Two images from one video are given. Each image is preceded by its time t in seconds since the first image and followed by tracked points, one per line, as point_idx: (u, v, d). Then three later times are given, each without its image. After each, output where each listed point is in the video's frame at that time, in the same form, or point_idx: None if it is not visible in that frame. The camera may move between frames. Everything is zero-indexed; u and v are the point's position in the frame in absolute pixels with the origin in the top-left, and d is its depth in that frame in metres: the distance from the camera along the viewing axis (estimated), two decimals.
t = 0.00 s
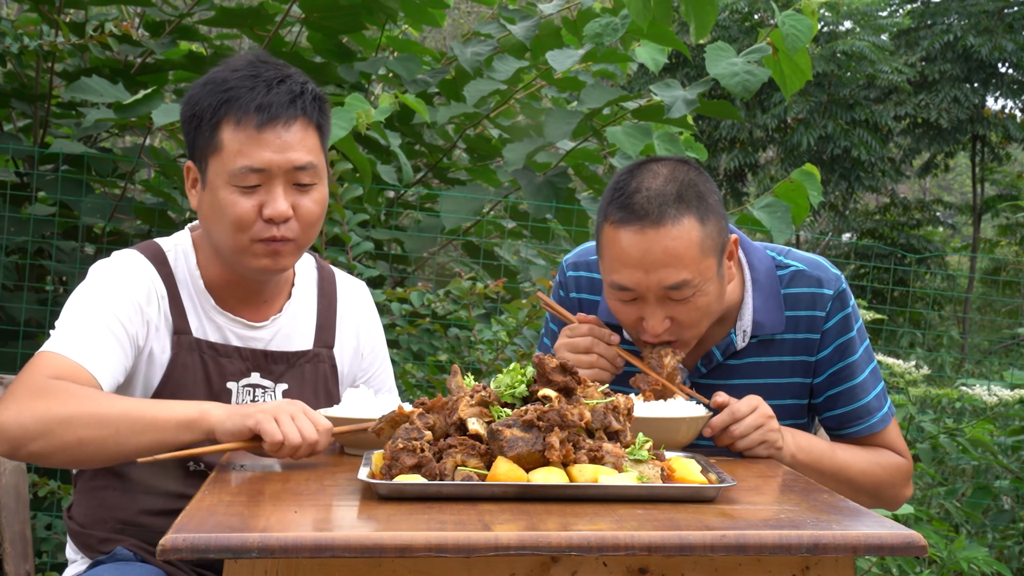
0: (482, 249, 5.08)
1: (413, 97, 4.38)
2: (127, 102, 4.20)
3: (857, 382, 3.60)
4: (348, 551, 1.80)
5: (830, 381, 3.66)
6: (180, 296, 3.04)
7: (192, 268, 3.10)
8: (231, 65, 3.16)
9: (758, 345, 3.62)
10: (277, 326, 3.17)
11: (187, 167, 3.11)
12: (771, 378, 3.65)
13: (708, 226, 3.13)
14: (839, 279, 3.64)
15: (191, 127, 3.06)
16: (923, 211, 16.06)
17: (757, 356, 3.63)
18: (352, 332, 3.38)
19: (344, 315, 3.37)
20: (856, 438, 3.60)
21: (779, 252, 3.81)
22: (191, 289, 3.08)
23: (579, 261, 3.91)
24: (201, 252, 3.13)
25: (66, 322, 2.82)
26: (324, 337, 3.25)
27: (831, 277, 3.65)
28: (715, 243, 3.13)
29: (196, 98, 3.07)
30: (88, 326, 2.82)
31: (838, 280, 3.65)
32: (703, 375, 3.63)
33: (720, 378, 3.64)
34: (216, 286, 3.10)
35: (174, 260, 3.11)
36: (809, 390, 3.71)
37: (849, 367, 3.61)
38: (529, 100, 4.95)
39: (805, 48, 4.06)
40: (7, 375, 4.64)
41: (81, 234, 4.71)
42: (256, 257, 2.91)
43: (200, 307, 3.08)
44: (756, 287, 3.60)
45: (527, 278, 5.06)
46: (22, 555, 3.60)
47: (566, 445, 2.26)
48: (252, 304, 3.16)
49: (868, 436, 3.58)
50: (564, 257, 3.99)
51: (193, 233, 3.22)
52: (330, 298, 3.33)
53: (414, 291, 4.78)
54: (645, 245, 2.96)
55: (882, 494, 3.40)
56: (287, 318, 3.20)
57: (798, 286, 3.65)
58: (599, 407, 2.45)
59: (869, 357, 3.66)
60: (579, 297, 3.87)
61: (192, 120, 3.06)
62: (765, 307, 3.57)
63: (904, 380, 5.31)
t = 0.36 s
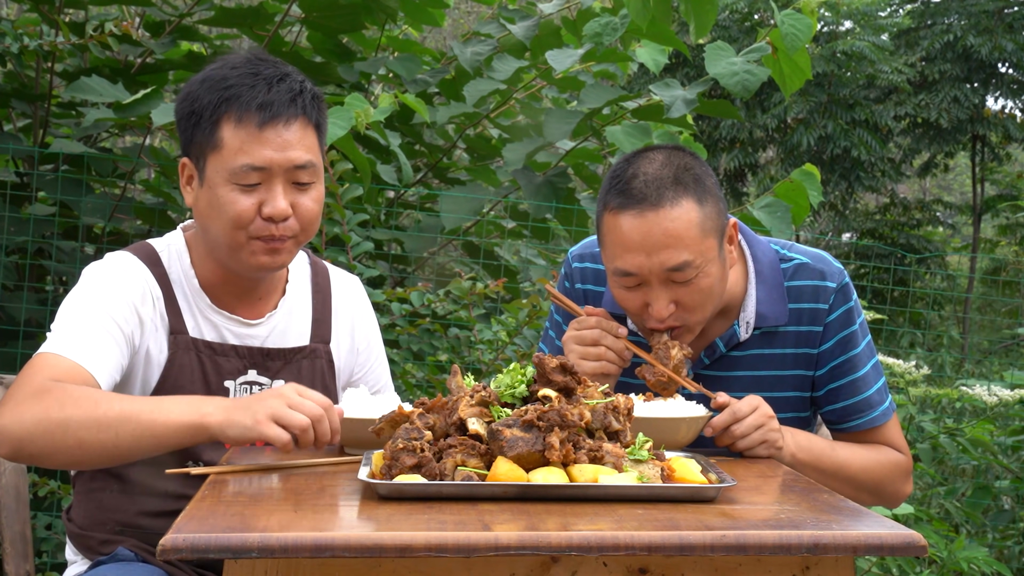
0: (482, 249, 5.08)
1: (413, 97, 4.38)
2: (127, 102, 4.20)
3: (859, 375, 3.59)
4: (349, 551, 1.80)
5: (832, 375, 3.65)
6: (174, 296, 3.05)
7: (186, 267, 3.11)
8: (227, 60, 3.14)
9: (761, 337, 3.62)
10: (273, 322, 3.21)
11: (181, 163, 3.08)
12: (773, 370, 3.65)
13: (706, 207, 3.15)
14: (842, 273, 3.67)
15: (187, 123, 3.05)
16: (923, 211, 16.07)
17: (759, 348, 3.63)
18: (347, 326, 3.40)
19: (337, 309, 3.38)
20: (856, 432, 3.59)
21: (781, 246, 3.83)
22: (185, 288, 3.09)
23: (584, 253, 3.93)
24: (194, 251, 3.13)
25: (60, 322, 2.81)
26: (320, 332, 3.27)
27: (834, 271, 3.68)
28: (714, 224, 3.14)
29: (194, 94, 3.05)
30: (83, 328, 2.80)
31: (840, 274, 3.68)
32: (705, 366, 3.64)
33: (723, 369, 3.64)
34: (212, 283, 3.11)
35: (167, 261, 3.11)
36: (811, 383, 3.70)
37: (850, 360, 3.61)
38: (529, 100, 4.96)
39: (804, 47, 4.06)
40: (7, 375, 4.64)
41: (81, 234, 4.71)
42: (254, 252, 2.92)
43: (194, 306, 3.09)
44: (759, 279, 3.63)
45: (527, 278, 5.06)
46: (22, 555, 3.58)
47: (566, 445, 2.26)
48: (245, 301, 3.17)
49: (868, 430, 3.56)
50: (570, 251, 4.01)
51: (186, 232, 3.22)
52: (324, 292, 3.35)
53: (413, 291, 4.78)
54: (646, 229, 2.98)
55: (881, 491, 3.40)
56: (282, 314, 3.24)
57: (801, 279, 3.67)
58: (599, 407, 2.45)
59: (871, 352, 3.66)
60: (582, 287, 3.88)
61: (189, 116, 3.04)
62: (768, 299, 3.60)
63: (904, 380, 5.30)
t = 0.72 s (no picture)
0: (482, 249, 5.07)
1: (413, 97, 4.38)
2: (127, 102, 4.20)
3: (861, 361, 3.59)
4: (349, 551, 1.80)
5: (834, 360, 3.65)
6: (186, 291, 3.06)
7: (200, 260, 3.13)
8: (264, 61, 3.18)
9: (766, 322, 3.62)
10: (280, 321, 3.22)
11: (208, 156, 3.12)
12: (776, 357, 3.64)
13: (721, 185, 3.18)
14: (845, 260, 3.69)
15: (219, 116, 3.07)
16: (923, 211, 16.07)
17: (764, 333, 3.63)
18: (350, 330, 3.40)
19: (343, 311, 3.40)
20: (856, 417, 3.59)
21: (787, 234, 3.85)
22: (196, 282, 3.10)
23: (583, 247, 3.94)
24: (207, 246, 3.15)
25: (97, 287, 2.83)
26: (326, 334, 3.31)
27: (837, 258, 3.70)
28: (728, 203, 3.17)
29: (228, 88, 3.08)
30: (127, 290, 2.83)
31: (844, 261, 3.70)
32: (710, 352, 3.62)
33: (727, 355, 3.63)
34: (222, 277, 3.13)
35: (181, 254, 3.12)
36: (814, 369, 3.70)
37: (853, 346, 3.61)
38: (529, 100, 4.97)
39: (804, 47, 4.06)
40: (7, 375, 4.64)
41: (81, 234, 4.71)
42: (272, 249, 2.94)
43: (205, 300, 3.10)
44: (764, 264, 3.64)
45: (527, 278, 5.06)
46: (22, 555, 3.39)
47: (566, 445, 2.27)
48: (255, 297, 3.19)
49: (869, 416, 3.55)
50: (567, 247, 4.02)
51: (196, 228, 3.24)
52: (329, 294, 3.37)
53: (414, 291, 4.78)
54: (660, 200, 3.02)
55: (882, 484, 3.37)
56: (289, 314, 3.25)
57: (805, 265, 3.68)
58: (599, 407, 2.45)
59: (874, 340, 3.67)
60: (583, 280, 3.88)
61: (221, 109, 3.07)
62: (773, 283, 3.61)
63: (904, 380, 5.29)
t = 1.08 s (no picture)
0: (482, 248, 5.08)
1: (413, 97, 4.38)
2: (127, 102, 4.20)
3: (864, 336, 3.60)
4: (348, 551, 1.80)
5: (838, 333, 3.66)
6: (198, 288, 3.07)
7: (212, 257, 3.13)
8: (291, 60, 3.21)
9: (776, 294, 3.68)
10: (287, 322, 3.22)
11: (229, 150, 3.15)
12: (783, 330, 3.68)
13: (749, 135, 3.42)
14: (856, 241, 3.75)
15: (245, 112, 3.10)
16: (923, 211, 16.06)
17: (773, 305, 3.68)
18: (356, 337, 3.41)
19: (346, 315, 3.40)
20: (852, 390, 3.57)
21: (803, 219, 3.93)
22: (208, 278, 3.11)
23: (599, 225, 3.99)
24: (220, 244, 3.16)
25: (110, 273, 2.85)
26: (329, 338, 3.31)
27: (849, 238, 3.76)
28: (753, 152, 3.41)
29: (256, 84, 3.12)
30: (139, 277, 2.84)
31: (855, 242, 3.75)
32: (720, 319, 3.68)
33: (736, 324, 3.68)
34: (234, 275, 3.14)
35: (193, 249, 3.12)
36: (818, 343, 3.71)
37: (854, 323, 3.64)
38: (529, 100, 4.98)
39: (804, 47, 4.06)
40: (7, 375, 4.63)
41: (81, 234, 4.71)
42: (286, 248, 2.97)
43: (215, 297, 3.11)
44: (775, 239, 3.73)
45: (527, 278, 5.05)
46: (22, 555, 3.40)
47: (566, 445, 2.26)
48: (265, 297, 3.20)
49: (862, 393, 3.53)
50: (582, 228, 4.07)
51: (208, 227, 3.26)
52: (335, 297, 3.37)
53: (414, 291, 4.78)
54: (691, 140, 3.28)
55: (880, 469, 3.33)
56: (296, 314, 3.26)
57: (817, 243, 3.74)
58: (599, 407, 2.44)
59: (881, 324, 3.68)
60: (598, 254, 3.92)
61: (247, 105, 3.10)
62: (783, 256, 3.68)
63: (904, 381, 5.29)
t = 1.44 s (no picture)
0: (482, 249, 5.08)
1: (413, 97, 4.38)
2: (127, 102, 4.20)
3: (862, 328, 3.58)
4: (348, 551, 1.80)
5: (837, 325, 3.65)
6: (197, 286, 3.07)
7: (212, 256, 3.13)
8: (293, 59, 3.23)
9: (779, 286, 3.69)
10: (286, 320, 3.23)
11: (229, 146, 3.16)
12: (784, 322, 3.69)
13: (751, 122, 3.44)
14: (858, 236, 3.76)
15: (246, 108, 3.11)
16: (923, 211, 16.07)
17: (775, 297, 3.69)
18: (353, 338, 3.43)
19: (345, 315, 3.41)
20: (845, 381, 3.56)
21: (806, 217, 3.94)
22: (208, 276, 3.11)
23: (604, 219, 4.00)
24: (220, 242, 3.17)
25: (111, 271, 2.86)
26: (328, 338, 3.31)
27: (850, 234, 3.77)
28: (754, 139, 3.43)
29: (257, 81, 3.13)
30: (140, 275, 2.86)
31: (857, 238, 3.77)
32: (723, 310, 3.68)
33: (740, 315, 3.69)
34: (235, 273, 3.14)
35: (193, 247, 3.12)
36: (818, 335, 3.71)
37: (855, 315, 3.62)
38: (529, 100, 4.98)
39: (804, 47, 4.06)
40: (7, 375, 4.63)
41: (81, 234, 4.71)
42: (285, 243, 2.97)
43: (215, 295, 3.11)
44: (778, 232, 3.74)
45: (527, 278, 5.03)
46: (22, 555, 3.39)
47: (566, 445, 2.27)
48: (265, 296, 3.20)
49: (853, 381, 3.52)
50: (588, 222, 4.08)
51: (209, 224, 3.26)
52: (334, 297, 3.38)
53: (414, 291, 4.78)
54: (693, 125, 3.30)
55: (879, 462, 3.27)
56: (295, 313, 3.26)
57: (819, 237, 3.75)
58: (599, 407, 2.44)
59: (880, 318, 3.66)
60: (604, 247, 3.93)
61: (249, 101, 3.11)
62: (785, 248, 3.69)
63: (905, 381, 5.28)
